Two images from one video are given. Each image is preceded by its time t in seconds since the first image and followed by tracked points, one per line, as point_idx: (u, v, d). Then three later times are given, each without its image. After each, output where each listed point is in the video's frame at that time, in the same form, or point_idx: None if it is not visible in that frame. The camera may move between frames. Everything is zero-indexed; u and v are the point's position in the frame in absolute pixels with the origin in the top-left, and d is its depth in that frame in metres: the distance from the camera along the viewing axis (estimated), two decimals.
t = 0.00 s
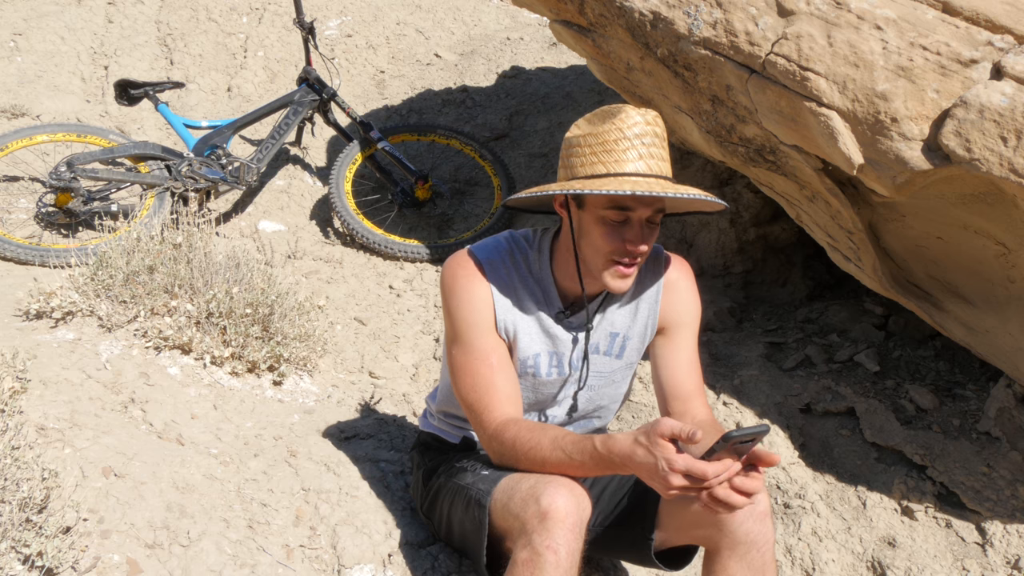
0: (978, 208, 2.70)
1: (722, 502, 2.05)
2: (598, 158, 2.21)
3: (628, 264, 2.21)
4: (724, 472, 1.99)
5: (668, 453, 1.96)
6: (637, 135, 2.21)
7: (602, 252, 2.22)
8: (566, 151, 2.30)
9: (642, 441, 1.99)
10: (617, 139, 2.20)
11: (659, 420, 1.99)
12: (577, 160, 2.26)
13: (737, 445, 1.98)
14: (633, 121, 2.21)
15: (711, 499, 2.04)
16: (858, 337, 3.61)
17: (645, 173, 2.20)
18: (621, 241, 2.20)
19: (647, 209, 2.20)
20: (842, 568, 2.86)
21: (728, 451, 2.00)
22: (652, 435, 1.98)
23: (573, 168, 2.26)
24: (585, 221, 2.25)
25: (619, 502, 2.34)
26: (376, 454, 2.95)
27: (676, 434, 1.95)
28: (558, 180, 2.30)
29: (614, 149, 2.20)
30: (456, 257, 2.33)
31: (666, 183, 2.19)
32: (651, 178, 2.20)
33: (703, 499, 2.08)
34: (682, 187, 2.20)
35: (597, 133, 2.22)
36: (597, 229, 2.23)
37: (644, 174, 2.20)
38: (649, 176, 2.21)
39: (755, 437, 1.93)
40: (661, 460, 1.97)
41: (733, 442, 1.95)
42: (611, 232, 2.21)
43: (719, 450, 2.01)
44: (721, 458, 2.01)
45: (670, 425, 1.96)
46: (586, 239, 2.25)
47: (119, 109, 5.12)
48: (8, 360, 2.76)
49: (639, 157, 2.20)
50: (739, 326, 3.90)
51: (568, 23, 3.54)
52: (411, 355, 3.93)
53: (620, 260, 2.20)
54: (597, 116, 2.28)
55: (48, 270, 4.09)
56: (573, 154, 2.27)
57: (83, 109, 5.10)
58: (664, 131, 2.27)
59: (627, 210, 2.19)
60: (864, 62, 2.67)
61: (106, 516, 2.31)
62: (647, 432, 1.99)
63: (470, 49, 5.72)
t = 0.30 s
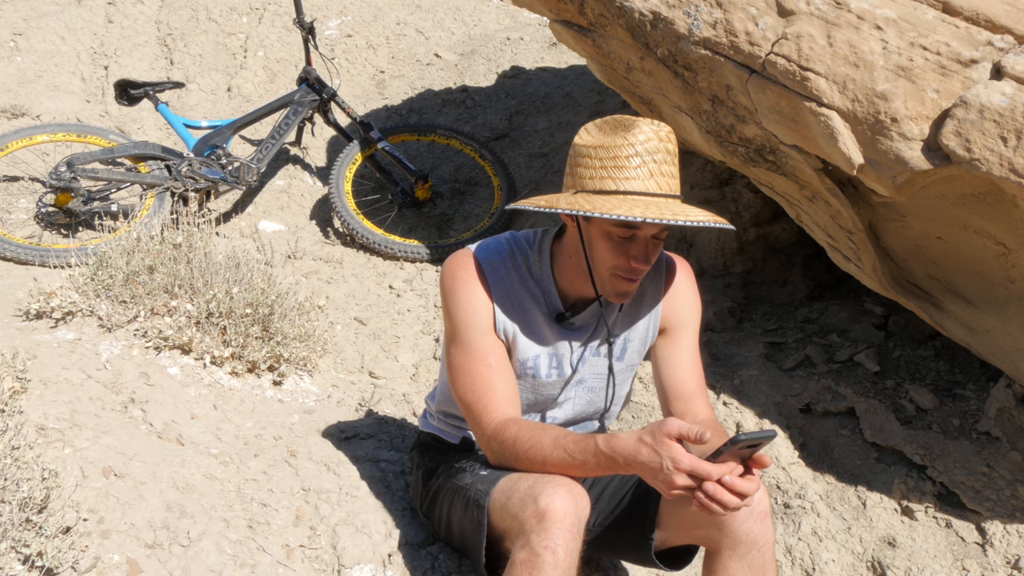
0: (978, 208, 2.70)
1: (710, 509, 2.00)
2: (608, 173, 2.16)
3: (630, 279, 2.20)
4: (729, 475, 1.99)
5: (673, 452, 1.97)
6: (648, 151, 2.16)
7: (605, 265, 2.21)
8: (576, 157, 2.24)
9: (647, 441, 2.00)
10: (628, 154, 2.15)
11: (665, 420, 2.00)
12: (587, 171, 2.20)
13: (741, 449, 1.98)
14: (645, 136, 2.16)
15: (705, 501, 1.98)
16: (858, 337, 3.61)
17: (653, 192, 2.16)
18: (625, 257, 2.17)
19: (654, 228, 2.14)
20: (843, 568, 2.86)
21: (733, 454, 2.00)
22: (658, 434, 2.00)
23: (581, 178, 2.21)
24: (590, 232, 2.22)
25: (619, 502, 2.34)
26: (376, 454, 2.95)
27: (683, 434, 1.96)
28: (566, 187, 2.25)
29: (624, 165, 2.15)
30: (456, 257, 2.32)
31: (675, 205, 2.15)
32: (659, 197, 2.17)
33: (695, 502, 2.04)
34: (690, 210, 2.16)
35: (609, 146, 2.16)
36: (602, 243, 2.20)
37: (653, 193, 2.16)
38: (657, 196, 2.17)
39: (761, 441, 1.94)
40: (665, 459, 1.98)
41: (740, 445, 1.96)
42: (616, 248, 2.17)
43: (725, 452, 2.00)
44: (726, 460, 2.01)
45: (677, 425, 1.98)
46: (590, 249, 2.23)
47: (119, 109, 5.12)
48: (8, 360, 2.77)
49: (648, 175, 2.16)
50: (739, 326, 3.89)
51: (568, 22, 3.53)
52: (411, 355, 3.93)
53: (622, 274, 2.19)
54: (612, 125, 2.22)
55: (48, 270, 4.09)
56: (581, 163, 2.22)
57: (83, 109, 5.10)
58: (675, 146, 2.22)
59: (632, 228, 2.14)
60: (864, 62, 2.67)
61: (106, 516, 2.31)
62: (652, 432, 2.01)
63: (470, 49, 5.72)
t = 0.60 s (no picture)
0: (979, 208, 2.70)
1: (712, 507, 1.99)
2: (608, 179, 2.16)
3: (631, 282, 2.20)
4: (730, 473, 1.96)
5: (678, 450, 1.98)
6: (648, 156, 2.16)
7: (606, 268, 2.21)
8: (576, 161, 2.23)
9: (652, 441, 2.01)
10: (628, 160, 2.15)
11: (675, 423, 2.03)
12: (587, 176, 2.20)
13: (744, 447, 1.95)
14: (645, 142, 2.15)
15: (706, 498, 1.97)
16: (858, 337, 3.61)
17: (654, 198, 2.17)
18: (625, 261, 2.18)
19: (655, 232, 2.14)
20: (843, 568, 2.86)
21: (735, 453, 1.96)
22: (666, 434, 2.02)
23: (582, 183, 2.20)
24: (592, 236, 2.21)
25: (619, 503, 2.34)
26: (376, 454, 2.95)
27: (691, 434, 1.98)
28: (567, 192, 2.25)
29: (625, 171, 2.15)
30: (457, 257, 2.32)
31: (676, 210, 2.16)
32: (660, 203, 2.17)
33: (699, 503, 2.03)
34: (690, 215, 2.17)
35: (609, 152, 2.16)
36: (603, 246, 2.20)
37: (654, 199, 2.17)
38: (658, 201, 2.17)
39: (764, 437, 1.91)
40: (669, 457, 1.98)
41: (743, 443, 1.92)
42: (617, 251, 2.18)
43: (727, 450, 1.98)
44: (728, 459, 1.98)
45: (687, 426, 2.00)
46: (591, 252, 2.23)
47: (119, 109, 5.12)
48: (8, 360, 2.77)
49: (649, 181, 2.16)
50: (739, 326, 3.89)
51: (568, 22, 3.53)
52: (411, 355, 3.93)
53: (623, 277, 2.20)
54: (611, 129, 2.21)
55: (48, 270, 4.09)
56: (581, 167, 2.21)
57: (83, 109, 5.10)
58: (674, 150, 2.22)
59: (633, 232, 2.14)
60: (864, 62, 2.67)
61: (106, 516, 2.31)
62: (660, 432, 2.02)
63: (470, 49, 5.72)
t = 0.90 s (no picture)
0: (979, 208, 2.70)
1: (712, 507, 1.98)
2: (605, 174, 2.15)
3: (631, 278, 2.20)
4: (730, 473, 1.96)
5: (678, 450, 1.98)
6: (645, 150, 2.16)
7: (604, 264, 2.20)
8: (572, 159, 2.24)
9: (652, 441, 2.01)
10: (625, 154, 2.15)
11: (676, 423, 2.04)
12: (584, 173, 2.19)
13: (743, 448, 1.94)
14: (642, 135, 2.15)
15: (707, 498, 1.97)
16: (858, 337, 3.61)
17: (652, 190, 2.16)
18: (625, 256, 2.18)
19: (653, 226, 2.15)
20: (843, 568, 2.86)
21: (735, 454, 1.96)
22: (667, 434, 2.02)
23: (579, 180, 2.20)
24: (589, 233, 2.22)
25: (619, 503, 2.34)
26: (376, 454, 2.95)
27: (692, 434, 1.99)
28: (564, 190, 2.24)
29: (622, 165, 2.14)
30: (457, 257, 2.32)
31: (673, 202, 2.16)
32: (658, 196, 2.16)
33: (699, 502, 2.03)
34: (688, 207, 2.17)
35: (605, 147, 2.16)
36: (601, 243, 2.20)
37: (651, 192, 2.16)
38: (656, 194, 2.17)
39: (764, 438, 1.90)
40: (669, 457, 1.99)
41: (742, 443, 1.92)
42: (616, 247, 2.18)
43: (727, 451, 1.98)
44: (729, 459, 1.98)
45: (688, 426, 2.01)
46: (590, 249, 2.23)
47: (119, 109, 5.12)
48: (8, 360, 2.77)
49: (647, 174, 2.16)
50: (739, 326, 3.89)
51: (568, 22, 3.53)
52: (411, 355, 3.93)
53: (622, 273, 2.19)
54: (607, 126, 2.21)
55: (48, 270, 4.09)
56: (578, 164, 2.21)
57: (83, 109, 5.10)
58: (670, 144, 2.22)
59: (632, 227, 2.14)
60: (864, 62, 2.67)
61: (106, 516, 2.31)
62: (660, 432, 2.03)
63: (470, 49, 5.72)
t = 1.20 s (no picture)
0: (979, 208, 2.70)
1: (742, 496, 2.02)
2: (583, 163, 2.19)
3: (618, 267, 2.19)
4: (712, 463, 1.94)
5: (656, 443, 1.94)
6: (622, 137, 2.18)
7: (591, 254, 2.21)
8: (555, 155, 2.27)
9: (632, 437, 1.98)
10: (602, 142, 2.17)
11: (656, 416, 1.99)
12: (565, 165, 2.23)
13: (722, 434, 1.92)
14: (618, 123, 2.18)
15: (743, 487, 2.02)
16: (858, 337, 3.61)
17: (631, 175, 2.17)
18: (609, 243, 2.19)
19: (634, 211, 2.18)
20: (843, 568, 2.86)
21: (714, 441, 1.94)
22: (647, 428, 1.98)
23: (561, 172, 2.23)
24: (575, 224, 2.23)
25: (621, 502, 2.33)
26: (376, 454, 2.95)
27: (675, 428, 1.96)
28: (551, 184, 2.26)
29: (599, 152, 2.17)
30: (455, 258, 2.33)
31: (652, 185, 2.16)
32: (637, 180, 2.17)
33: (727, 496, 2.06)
34: (669, 190, 2.17)
35: (583, 137, 2.20)
36: (587, 233, 2.21)
37: (631, 176, 2.17)
38: (635, 178, 2.17)
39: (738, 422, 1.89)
40: (649, 451, 1.95)
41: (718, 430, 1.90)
42: (601, 235, 2.19)
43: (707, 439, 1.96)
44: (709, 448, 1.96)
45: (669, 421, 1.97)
46: (576, 241, 2.24)
47: (119, 109, 5.12)
48: (8, 360, 2.77)
49: (626, 159, 2.17)
50: (739, 326, 3.89)
51: (568, 22, 3.53)
52: (411, 355, 3.93)
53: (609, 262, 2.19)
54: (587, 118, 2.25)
55: (48, 270, 4.09)
56: (560, 158, 2.25)
57: (83, 109, 5.10)
58: (651, 131, 2.24)
59: (614, 212, 2.17)
60: (864, 62, 2.67)
61: (106, 516, 2.31)
62: (639, 427, 1.99)
63: (470, 49, 5.72)
